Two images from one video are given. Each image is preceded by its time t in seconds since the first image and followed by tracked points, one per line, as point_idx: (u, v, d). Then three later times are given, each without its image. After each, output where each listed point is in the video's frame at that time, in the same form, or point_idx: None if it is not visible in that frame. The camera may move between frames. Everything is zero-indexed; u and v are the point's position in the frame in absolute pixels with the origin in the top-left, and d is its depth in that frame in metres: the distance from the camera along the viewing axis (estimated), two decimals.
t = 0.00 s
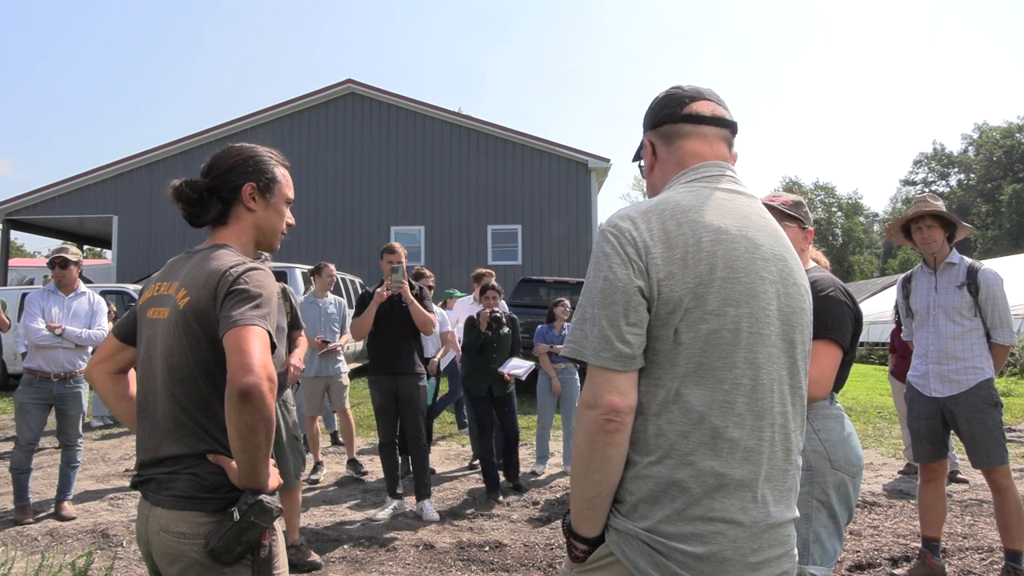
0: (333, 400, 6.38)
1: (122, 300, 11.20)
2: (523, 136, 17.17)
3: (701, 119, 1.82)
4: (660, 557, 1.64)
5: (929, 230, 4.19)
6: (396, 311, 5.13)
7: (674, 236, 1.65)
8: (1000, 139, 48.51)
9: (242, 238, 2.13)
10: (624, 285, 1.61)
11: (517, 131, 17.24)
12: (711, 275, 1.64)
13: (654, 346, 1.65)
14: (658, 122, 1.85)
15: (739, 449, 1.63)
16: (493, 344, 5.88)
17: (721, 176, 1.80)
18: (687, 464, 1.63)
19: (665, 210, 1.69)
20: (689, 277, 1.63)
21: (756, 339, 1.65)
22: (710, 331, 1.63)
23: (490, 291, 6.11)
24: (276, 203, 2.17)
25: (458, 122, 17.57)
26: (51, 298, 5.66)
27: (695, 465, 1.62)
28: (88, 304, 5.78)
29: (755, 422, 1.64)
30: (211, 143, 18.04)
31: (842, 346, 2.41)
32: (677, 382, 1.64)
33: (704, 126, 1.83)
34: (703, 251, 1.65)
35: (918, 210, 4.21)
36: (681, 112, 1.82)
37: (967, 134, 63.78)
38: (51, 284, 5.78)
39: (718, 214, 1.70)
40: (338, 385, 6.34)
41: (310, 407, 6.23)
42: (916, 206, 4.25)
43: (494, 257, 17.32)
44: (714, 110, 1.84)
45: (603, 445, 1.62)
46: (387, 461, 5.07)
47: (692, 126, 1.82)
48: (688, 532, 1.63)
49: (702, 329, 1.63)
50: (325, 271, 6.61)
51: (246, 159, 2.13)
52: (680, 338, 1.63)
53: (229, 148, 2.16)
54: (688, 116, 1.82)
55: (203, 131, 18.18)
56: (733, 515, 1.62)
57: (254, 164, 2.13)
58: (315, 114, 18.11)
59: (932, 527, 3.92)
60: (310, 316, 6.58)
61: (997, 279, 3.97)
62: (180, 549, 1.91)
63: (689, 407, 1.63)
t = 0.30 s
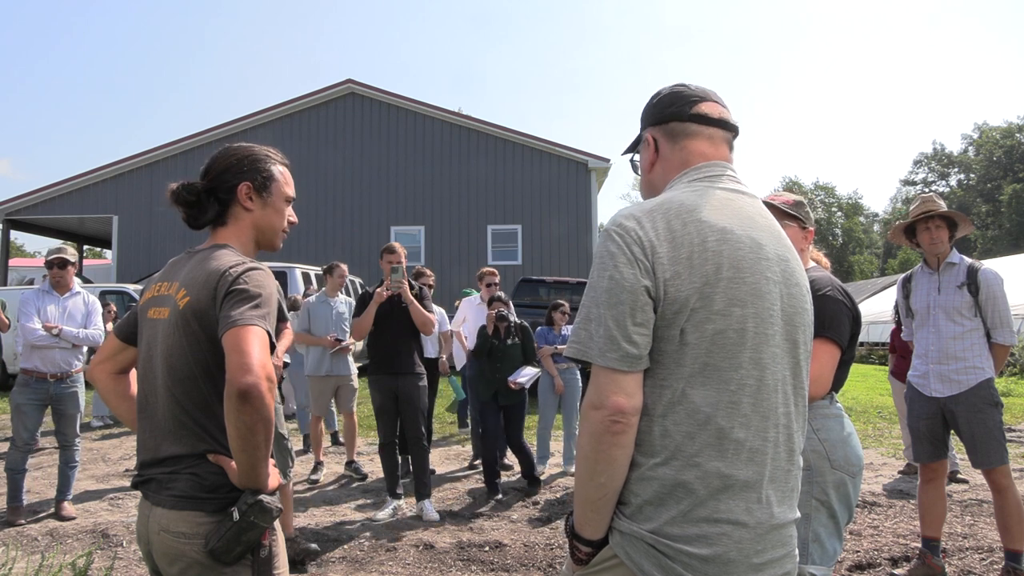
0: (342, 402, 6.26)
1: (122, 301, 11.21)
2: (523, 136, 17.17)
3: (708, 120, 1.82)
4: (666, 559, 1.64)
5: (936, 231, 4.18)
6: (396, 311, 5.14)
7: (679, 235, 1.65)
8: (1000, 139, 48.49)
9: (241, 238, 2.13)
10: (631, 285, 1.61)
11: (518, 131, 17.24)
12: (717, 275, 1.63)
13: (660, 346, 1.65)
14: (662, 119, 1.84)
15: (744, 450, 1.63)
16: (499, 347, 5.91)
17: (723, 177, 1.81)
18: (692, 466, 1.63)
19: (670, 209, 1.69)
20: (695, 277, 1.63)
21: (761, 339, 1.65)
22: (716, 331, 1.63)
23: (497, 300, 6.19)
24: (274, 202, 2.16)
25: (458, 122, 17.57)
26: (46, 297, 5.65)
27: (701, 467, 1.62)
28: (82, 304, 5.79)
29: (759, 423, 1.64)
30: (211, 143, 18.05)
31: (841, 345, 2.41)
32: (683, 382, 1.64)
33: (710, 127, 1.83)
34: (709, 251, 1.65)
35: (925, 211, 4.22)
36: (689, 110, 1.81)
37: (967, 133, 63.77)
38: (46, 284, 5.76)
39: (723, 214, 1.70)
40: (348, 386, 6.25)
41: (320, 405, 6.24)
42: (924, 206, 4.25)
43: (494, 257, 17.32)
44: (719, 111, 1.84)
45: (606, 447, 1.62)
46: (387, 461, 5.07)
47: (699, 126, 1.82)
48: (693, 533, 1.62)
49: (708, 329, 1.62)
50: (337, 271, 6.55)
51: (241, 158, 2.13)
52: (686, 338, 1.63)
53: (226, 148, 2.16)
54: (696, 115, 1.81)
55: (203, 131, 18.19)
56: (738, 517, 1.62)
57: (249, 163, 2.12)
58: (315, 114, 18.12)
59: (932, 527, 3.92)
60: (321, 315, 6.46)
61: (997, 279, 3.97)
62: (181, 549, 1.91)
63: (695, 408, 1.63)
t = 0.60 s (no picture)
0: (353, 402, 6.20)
1: (123, 300, 11.21)
2: (523, 136, 17.17)
3: (707, 119, 1.83)
4: (666, 560, 1.64)
5: (938, 232, 4.18)
6: (396, 311, 5.14)
7: (681, 236, 1.65)
8: (1000, 139, 48.48)
9: (242, 238, 2.13)
10: (633, 286, 1.61)
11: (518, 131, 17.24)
12: (718, 275, 1.64)
13: (662, 347, 1.64)
14: (661, 118, 1.83)
15: (745, 451, 1.63)
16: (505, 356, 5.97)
17: (722, 177, 1.81)
18: (693, 467, 1.63)
19: (672, 209, 1.69)
20: (697, 278, 1.63)
21: (762, 340, 1.65)
22: (718, 332, 1.63)
23: (501, 308, 6.23)
24: (276, 203, 2.16)
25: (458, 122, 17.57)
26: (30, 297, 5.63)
27: (702, 467, 1.62)
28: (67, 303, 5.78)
29: (760, 424, 1.64)
30: (211, 143, 18.04)
31: (842, 346, 2.41)
32: (685, 383, 1.63)
33: (709, 127, 1.84)
34: (710, 251, 1.65)
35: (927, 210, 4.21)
36: (688, 109, 1.82)
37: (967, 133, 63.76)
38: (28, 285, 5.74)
39: (724, 215, 1.70)
40: (360, 385, 6.20)
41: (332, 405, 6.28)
42: (926, 206, 4.23)
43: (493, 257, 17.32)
44: (718, 111, 1.85)
45: (608, 448, 1.61)
46: (387, 461, 5.07)
47: (698, 126, 1.82)
48: (693, 534, 1.62)
49: (709, 330, 1.62)
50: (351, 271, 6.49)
51: (244, 159, 2.12)
52: (688, 339, 1.63)
53: (229, 148, 2.16)
54: (695, 114, 1.81)
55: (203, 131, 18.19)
56: (739, 517, 1.62)
57: (252, 163, 2.12)
58: (315, 113, 18.12)
59: (932, 527, 3.92)
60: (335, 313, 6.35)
61: (998, 279, 3.97)
62: (181, 549, 1.91)
63: (696, 409, 1.63)
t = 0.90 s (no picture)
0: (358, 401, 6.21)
1: (122, 300, 11.22)
2: (523, 136, 17.17)
3: (703, 119, 1.83)
4: (664, 559, 1.64)
5: (938, 231, 4.18)
6: (396, 311, 5.14)
7: (677, 236, 1.65)
8: (1000, 139, 48.48)
9: (243, 238, 2.13)
10: (630, 286, 1.61)
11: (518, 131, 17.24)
12: (714, 275, 1.64)
13: (659, 347, 1.64)
14: (657, 119, 1.84)
15: (742, 449, 1.63)
16: (507, 355, 5.96)
17: (719, 177, 1.81)
18: (691, 466, 1.63)
19: (667, 209, 1.68)
20: (693, 278, 1.63)
21: (759, 339, 1.65)
22: (714, 331, 1.62)
23: (502, 308, 6.22)
24: (276, 203, 2.15)
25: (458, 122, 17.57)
26: (15, 298, 5.65)
27: (699, 467, 1.62)
28: (52, 304, 5.81)
29: (757, 422, 1.64)
30: (211, 143, 18.04)
31: (841, 346, 2.41)
32: (681, 383, 1.63)
33: (706, 127, 1.83)
34: (706, 251, 1.65)
35: (926, 210, 4.22)
36: (684, 111, 1.82)
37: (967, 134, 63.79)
38: (14, 287, 5.78)
39: (720, 215, 1.70)
40: (364, 385, 6.20)
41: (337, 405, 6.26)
42: (925, 206, 4.25)
43: (494, 257, 17.32)
44: (713, 112, 1.85)
45: (607, 448, 1.61)
46: (387, 461, 5.08)
47: (693, 127, 1.82)
48: (691, 533, 1.62)
49: (706, 329, 1.62)
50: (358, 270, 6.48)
51: (244, 159, 2.13)
52: (685, 338, 1.63)
53: (228, 149, 2.16)
54: (690, 115, 1.81)
55: (203, 131, 18.18)
56: (736, 516, 1.62)
57: (252, 163, 2.12)
58: (315, 113, 18.12)
59: (932, 527, 3.92)
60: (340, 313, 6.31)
61: (998, 279, 3.97)
62: (181, 548, 1.91)
63: (693, 409, 1.63)
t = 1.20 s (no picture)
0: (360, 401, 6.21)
1: (122, 300, 11.22)
2: (523, 136, 17.17)
3: (698, 121, 1.82)
4: (661, 557, 1.64)
5: (938, 232, 4.18)
6: (396, 311, 5.14)
7: (675, 234, 1.65)
8: (1000, 139, 48.48)
9: (242, 237, 2.12)
10: (627, 284, 1.61)
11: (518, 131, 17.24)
12: (712, 273, 1.63)
13: (657, 345, 1.64)
14: (652, 122, 1.84)
15: (741, 448, 1.63)
16: (507, 355, 5.95)
17: (716, 178, 1.81)
18: (689, 464, 1.62)
19: (665, 208, 1.69)
20: (691, 276, 1.63)
21: (757, 338, 1.65)
22: (712, 330, 1.62)
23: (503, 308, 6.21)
24: (276, 203, 2.15)
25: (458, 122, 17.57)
26: (12, 299, 5.65)
27: (698, 465, 1.62)
28: (48, 305, 5.82)
29: (756, 421, 1.64)
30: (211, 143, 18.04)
31: (841, 346, 2.41)
32: (680, 381, 1.63)
33: (702, 129, 1.83)
34: (704, 250, 1.65)
35: (926, 210, 4.22)
36: (679, 113, 1.81)
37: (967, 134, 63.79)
38: (11, 287, 5.78)
39: (718, 213, 1.70)
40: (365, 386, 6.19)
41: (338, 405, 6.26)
42: (924, 206, 4.25)
43: (493, 257, 17.32)
44: (709, 114, 1.84)
45: (606, 445, 1.61)
46: (387, 461, 5.08)
47: (688, 129, 1.82)
48: (689, 531, 1.63)
49: (704, 328, 1.62)
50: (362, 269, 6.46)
51: (244, 159, 2.13)
52: (683, 337, 1.63)
53: (228, 149, 2.16)
54: (685, 118, 1.81)
55: (203, 131, 18.19)
56: (734, 515, 1.62)
57: (252, 163, 2.12)
58: (315, 113, 18.12)
59: (932, 527, 3.92)
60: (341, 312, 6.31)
61: (998, 279, 3.97)
62: (181, 548, 1.91)
63: (691, 407, 1.62)
